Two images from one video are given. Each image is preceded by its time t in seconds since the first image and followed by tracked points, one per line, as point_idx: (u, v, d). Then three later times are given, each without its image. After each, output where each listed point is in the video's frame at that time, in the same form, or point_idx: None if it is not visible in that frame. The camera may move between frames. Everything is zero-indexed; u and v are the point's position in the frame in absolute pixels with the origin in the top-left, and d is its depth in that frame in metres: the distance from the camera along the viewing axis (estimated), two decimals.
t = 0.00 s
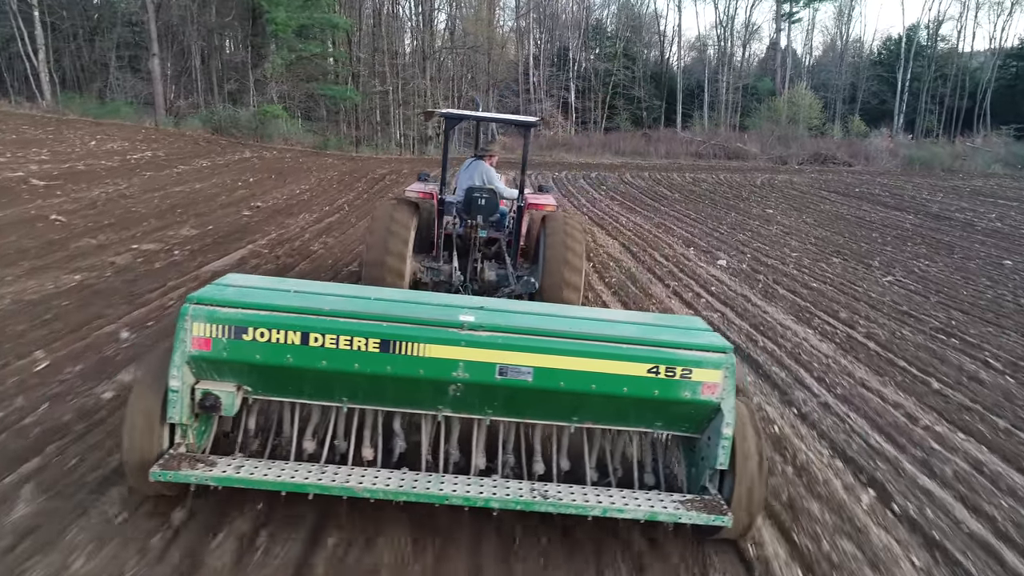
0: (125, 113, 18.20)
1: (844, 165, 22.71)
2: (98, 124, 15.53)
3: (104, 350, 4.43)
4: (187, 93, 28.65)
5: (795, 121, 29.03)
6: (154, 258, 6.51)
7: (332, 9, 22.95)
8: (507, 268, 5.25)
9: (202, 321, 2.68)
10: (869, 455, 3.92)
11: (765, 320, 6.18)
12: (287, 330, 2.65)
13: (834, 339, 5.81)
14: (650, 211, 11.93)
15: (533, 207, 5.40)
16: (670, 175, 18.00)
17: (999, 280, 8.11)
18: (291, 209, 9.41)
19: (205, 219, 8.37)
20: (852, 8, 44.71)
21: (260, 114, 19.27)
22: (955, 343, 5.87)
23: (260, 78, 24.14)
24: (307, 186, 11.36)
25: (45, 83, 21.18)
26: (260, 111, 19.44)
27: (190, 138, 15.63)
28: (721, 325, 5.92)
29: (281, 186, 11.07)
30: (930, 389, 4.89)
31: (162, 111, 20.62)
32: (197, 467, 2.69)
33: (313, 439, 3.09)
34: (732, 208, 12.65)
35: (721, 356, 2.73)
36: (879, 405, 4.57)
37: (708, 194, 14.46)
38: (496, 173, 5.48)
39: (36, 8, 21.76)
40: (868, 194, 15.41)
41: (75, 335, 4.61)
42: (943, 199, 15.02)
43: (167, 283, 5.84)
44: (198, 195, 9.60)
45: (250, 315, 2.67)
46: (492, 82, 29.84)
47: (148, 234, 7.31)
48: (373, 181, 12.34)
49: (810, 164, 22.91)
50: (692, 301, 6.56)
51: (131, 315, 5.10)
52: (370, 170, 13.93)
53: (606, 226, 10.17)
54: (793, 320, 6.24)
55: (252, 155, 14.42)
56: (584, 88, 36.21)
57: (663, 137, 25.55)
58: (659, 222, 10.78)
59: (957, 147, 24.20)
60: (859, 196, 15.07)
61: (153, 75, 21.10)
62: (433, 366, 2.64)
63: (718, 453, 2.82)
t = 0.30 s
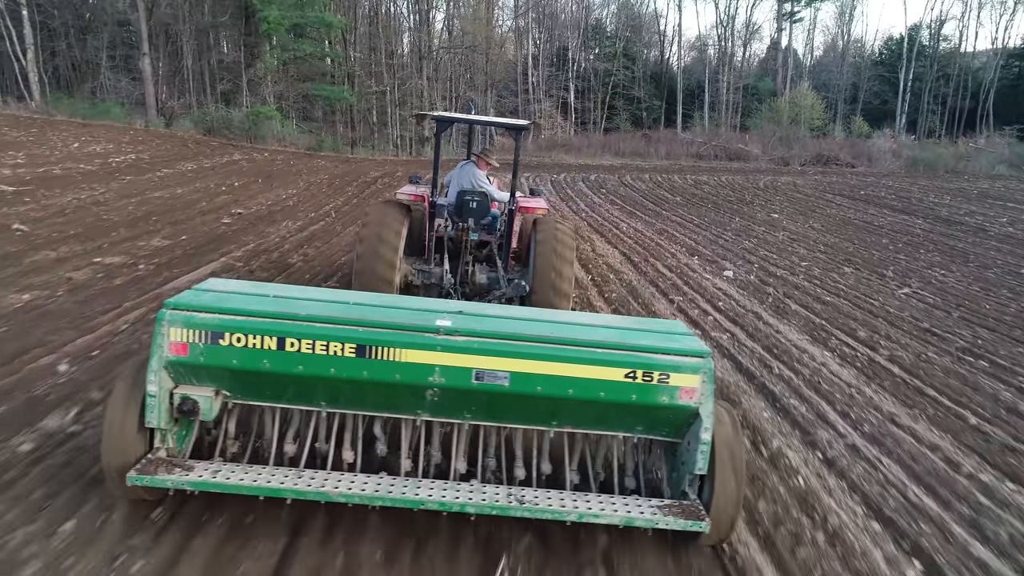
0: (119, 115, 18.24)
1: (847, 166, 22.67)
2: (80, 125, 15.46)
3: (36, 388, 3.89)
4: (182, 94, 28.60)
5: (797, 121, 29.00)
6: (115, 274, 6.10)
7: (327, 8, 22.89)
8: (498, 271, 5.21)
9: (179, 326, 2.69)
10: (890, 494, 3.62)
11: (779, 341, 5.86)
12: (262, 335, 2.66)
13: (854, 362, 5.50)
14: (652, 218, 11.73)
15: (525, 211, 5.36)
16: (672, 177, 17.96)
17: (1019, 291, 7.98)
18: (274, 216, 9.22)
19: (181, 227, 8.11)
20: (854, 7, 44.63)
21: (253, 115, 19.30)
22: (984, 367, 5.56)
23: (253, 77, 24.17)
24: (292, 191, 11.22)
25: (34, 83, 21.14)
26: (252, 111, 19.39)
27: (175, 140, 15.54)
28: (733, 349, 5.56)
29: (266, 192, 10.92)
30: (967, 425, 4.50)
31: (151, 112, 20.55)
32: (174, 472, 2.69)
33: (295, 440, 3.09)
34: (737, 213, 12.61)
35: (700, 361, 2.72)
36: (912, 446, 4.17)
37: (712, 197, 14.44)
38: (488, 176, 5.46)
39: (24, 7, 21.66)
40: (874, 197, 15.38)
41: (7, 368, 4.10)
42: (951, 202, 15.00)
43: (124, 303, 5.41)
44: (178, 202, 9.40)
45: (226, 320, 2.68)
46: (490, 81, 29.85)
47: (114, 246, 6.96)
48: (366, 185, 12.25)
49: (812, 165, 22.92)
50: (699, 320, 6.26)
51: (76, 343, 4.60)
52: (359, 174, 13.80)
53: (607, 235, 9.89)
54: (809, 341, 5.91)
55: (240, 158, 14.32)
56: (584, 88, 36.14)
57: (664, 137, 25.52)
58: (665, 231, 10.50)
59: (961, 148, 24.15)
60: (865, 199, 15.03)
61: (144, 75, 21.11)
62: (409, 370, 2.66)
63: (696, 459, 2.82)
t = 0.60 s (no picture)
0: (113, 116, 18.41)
1: (850, 167, 22.67)
2: (65, 126, 15.47)
3: None
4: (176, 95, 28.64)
5: (800, 121, 28.98)
6: (68, 293, 5.67)
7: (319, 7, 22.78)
8: (489, 274, 5.20)
9: (156, 327, 2.70)
10: (909, 542, 3.30)
11: (793, 365, 5.44)
12: (240, 337, 2.69)
13: (873, 388, 5.08)
14: (655, 225, 11.42)
15: (514, 215, 5.35)
16: (673, 179, 17.94)
17: None
18: (254, 224, 8.96)
19: (152, 236, 7.81)
20: (856, 7, 44.58)
21: (246, 116, 19.33)
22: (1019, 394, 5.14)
23: (247, 77, 24.15)
24: (276, 197, 11.02)
25: (23, 81, 21.09)
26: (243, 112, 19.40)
27: (160, 141, 15.47)
28: (744, 375, 5.13)
29: (249, 197, 10.71)
30: (1013, 471, 4.05)
31: (143, 112, 20.54)
32: (151, 472, 2.71)
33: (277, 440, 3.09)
34: (741, 218, 12.56)
35: (677, 366, 2.73)
36: (956, 501, 3.68)
37: (715, 201, 14.42)
38: (479, 180, 5.46)
39: (13, 6, 21.64)
40: (880, 200, 15.34)
41: None
42: (959, 205, 14.99)
43: (70, 328, 4.92)
44: (154, 208, 9.15)
45: (204, 321, 2.70)
46: (488, 81, 29.85)
47: (75, 260, 6.59)
48: (357, 190, 12.15)
49: (815, 166, 22.93)
50: (706, 340, 5.85)
51: (5, 377, 4.06)
52: (348, 178, 13.63)
53: (611, 245, 9.54)
54: (826, 365, 5.48)
55: (228, 160, 14.22)
56: (583, 88, 36.10)
57: (664, 139, 25.50)
58: (674, 241, 10.17)
59: (966, 150, 24.09)
60: (871, 202, 14.99)
61: (135, 74, 21.11)
62: (385, 373, 2.71)
63: (674, 464, 2.82)
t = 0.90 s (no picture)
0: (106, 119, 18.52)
1: (853, 168, 22.66)
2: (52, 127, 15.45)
3: None
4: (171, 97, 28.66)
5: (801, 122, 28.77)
6: (12, 315, 5.32)
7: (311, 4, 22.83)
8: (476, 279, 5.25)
9: (133, 334, 2.70)
10: None
11: (812, 395, 4.99)
12: (217, 342, 2.69)
13: (900, 422, 4.65)
14: (657, 233, 11.08)
15: (502, 220, 5.39)
16: (674, 182, 17.89)
17: None
18: (229, 232, 8.71)
19: (119, 247, 7.52)
20: (858, 7, 44.57)
21: (239, 118, 19.31)
22: None
23: (238, 78, 24.14)
24: (254, 202, 10.78)
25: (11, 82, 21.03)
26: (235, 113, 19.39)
27: (147, 143, 15.40)
28: (757, 408, 4.70)
29: (229, 203, 10.49)
30: None
31: (134, 114, 20.53)
32: (128, 479, 2.71)
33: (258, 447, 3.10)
34: (745, 222, 12.48)
35: (654, 368, 2.75)
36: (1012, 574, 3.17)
37: (717, 204, 14.37)
38: (466, 184, 5.47)
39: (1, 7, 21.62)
40: (886, 203, 15.26)
41: None
42: (967, 209, 14.91)
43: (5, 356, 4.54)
44: (126, 216, 8.94)
45: (180, 327, 2.70)
46: (486, 81, 29.81)
47: (30, 276, 6.29)
48: (347, 195, 12.05)
49: (817, 167, 22.95)
50: (714, 365, 5.42)
51: None
52: (334, 182, 13.45)
53: (613, 256, 9.19)
54: (848, 395, 5.03)
55: (215, 163, 14.11)
56: (582, 88, 36.03)
57: (664, 139, 25.45)
58: (681, 251, 9.79)
59: (970, 151, 23.94)
60: (877, 206, 14.92)
61: (125, 75, 21.10)
62: (362, 378, 2.71)
63: (653, 467, 2.81)
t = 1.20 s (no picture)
0: (95, 120, 18.49)
1: (856, 170, 22.66)
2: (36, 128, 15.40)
3: None
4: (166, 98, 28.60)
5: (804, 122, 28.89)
6: None
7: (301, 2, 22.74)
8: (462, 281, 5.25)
9: (111, 340, 2.70)
10: None
11: (834, 433, 4.49)
12: (195, 349, 2.69)
13: (936, 465, 4.15)
14: (658, 241, 10.68)
15: (487, 221, 5.39)
16: (675, 184, 17.85)
17: None
18: (203, 242, 8.44)
19: (79, 259, 7.22)
20: (860, 7, 44.53)
21: (231, 118, 19.26)
22: None
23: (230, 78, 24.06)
24: (231, 210, 10.52)
25: None
26: (227, 113, 19.34)
27: (134, 145, 15.32)
28: (773, 449, 4.22)
29: (205, 210, 10.26)
30: None
31: (124, 115, 20.44)
32: (106, 485, 2.70)
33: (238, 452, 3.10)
34: (749, 227, 12.28)
35: (632, 374, 2.76)
36: None
37: (721, 208, 14.26)
38: (451, 186, 5.48)
39: None
40: (894, 207, 15.13)
41: None
42: (976, 212, 14.78)
43: None
44: (96, 224, 8.74)
45: (159, 333, 2.70)
46: (484, 80, 29.74)
47: None
48: (335, 201, 11.92)
49: (820, 169, 22.96)
50: (724, 397, 4.94)
51: None
52: (323, 187, 13.25)
53: (612, 268, 8.76)
54: (873, 432, 4.54)
55: (202, 166, 14.01)
56: (581, 88, 36.13)
57: (665, 140, 25.46)
58: (686, 262, 9.33)
59: (975, 151, 23.77)
60: (884, 210, 14.78)
61: (114, 75, 21.01)
62: (341, 384, 2.71)
63: (632, 472, 2.82)
